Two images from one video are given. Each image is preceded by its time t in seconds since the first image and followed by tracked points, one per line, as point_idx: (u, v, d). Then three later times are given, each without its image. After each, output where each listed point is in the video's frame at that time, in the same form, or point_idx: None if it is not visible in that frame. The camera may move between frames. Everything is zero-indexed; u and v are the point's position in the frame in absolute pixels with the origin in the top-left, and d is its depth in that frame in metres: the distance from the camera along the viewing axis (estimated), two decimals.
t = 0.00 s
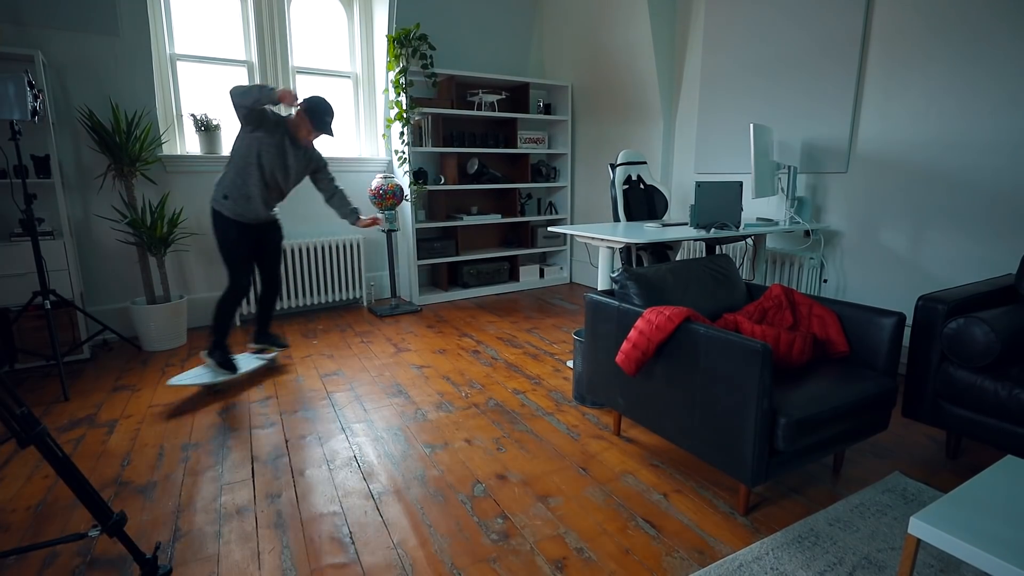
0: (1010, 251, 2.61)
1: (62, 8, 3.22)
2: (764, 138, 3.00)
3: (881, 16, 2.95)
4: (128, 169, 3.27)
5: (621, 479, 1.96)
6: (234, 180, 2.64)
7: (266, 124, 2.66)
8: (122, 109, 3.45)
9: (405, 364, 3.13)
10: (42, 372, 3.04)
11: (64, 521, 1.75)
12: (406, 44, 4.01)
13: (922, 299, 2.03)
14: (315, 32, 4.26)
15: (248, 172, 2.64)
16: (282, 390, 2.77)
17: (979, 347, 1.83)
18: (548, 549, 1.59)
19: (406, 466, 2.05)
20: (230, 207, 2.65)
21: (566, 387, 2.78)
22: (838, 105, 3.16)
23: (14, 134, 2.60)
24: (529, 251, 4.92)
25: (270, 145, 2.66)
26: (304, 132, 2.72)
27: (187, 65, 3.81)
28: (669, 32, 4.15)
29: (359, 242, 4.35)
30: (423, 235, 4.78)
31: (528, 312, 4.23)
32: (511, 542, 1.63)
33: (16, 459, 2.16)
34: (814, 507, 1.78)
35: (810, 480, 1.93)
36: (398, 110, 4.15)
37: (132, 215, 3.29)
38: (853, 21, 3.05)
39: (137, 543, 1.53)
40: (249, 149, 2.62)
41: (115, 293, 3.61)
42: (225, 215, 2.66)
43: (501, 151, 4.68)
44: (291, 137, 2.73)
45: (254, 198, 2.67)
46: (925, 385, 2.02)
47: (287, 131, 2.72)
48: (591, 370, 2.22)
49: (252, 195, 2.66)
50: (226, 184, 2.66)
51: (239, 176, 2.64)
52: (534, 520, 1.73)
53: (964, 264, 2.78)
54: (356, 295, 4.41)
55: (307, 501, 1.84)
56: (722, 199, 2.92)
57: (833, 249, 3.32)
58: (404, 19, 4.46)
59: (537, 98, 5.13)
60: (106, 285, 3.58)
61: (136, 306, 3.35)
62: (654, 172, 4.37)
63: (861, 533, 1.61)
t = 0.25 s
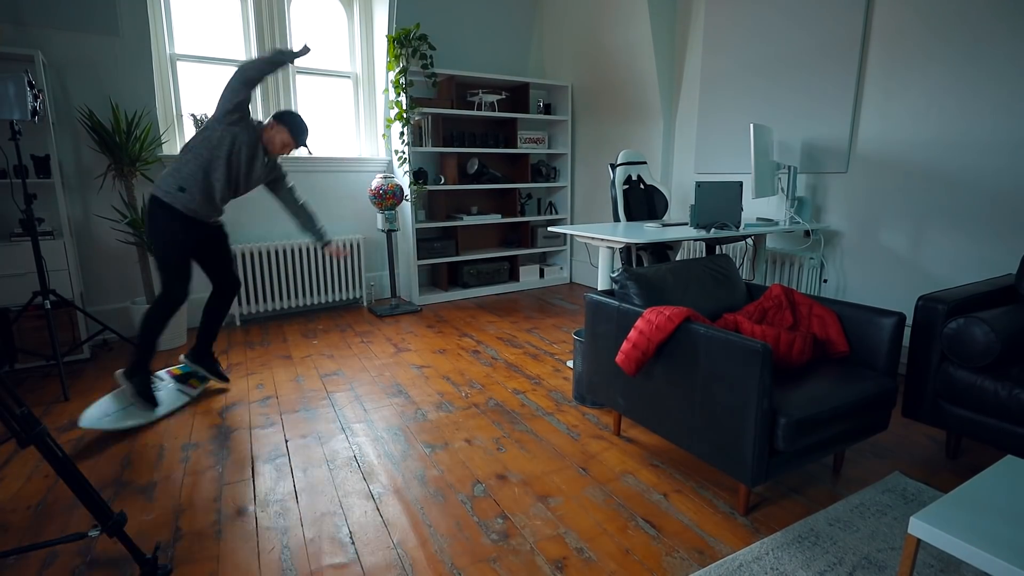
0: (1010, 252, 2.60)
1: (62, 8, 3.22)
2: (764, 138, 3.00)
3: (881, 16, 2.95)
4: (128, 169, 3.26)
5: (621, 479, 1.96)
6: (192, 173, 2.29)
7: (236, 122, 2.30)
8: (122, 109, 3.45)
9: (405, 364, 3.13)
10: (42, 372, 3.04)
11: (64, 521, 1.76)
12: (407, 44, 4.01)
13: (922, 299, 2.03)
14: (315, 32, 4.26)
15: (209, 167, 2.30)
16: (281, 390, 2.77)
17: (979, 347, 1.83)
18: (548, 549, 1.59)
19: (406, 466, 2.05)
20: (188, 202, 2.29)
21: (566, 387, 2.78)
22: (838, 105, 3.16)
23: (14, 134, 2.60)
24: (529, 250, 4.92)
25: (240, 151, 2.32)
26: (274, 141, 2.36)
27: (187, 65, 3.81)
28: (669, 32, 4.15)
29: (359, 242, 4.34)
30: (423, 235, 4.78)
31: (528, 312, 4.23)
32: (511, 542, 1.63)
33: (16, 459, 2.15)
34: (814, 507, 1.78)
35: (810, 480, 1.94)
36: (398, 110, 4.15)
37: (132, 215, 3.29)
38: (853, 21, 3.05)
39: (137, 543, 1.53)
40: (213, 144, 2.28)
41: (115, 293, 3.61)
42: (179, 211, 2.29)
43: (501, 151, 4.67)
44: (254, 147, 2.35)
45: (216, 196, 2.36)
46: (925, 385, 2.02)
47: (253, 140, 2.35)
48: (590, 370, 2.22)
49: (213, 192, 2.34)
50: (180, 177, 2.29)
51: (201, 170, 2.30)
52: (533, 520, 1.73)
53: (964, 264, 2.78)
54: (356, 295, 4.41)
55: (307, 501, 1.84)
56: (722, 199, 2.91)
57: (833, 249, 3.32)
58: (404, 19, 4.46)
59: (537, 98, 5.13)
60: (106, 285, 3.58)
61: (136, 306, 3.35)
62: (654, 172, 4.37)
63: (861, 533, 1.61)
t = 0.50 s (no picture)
0: (1010, 252, 2.60)
1: (62, 8, 3.22)
2: (764, 138, 3.00)
3: (881, 16, 2.95)
4: (128, 170, 3.27)
5: (621, 479, 1.96)
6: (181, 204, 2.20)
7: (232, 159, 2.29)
8: (122, 109, 3.45)
9: (405, 364, 3.13)
10: (42, 372, 3.04)
11: (64, 521, 1.75)
12: (407, 44, 4.01)
13: (922, 299, 2.03)
14: (315, 32, 4.26)
15: (199, 205, 2.24)
16: (281, 391, 2.77)
17: (979, 347, 1.83)
18: (548, 549, 1.59)
19: (406, 466, 2.06)
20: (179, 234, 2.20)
21: (566, 387, 2.78)
22: (838, 106, 3.16)
23: (14, 134, 2.61)
24: (529, 251, 4.92)
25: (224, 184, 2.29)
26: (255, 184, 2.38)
27: (187, 65, 3.81)
28: (669, 32, 4.15)
29: (359, 242, 4.34)
30: (423, 235, 4.78)
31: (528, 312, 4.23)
32: (511, 542, 1.63)
33: (16, 459, 2.15)
34: (814, 507, 1.78)
35: (810, 480, 1.94)
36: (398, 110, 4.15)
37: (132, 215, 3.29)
38: (853, 21, 3.05)
39: (137, 543, 1.53)
40: (206, 177, 2.24)
41: (114, 294, 3.61)
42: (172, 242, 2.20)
43: (501, 151, 4.67)
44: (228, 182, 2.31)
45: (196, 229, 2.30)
46: (926, 385, 2.02)
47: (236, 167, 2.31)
48: (591, 370, 2.22)
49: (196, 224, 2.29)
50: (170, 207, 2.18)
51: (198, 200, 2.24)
52: (533, 520, 1.73)
53: (964, 265, 2.78)
54: (356, 295, 4.41)
55: (307, 501, 1.84)
56: (722, 199, 2.92)
57: (833, 249, 3.32)
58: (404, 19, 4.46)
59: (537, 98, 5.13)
60: (105, 286, 3.58)
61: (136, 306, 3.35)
62: (654, 172, 4.37)
63: (861, 533, 1.61)
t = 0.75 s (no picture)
0: (1010, 252, 2.60)
1: (61, 7, 3.22)
2: (764, 138, 3.00)
3: (881, 15, 2.95)
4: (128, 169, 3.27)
5: (621, 479, 1.96)
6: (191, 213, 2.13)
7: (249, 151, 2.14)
8: (122, 109, 3.45)
9: (405, 364, 3.13)
10: (42, 372, 3.04)
11: (64, 521, 1.76)
12: (406, 44, 4.00)
13: (922, 299, 2.03)
14: (314, 32, 4.25)
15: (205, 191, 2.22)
16: (282, 390, 2.77)
17: (979, 347, 1.83)
18: (548, 549, 1.59)
19: (406, 466, 2.06)
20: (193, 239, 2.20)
21: (566, 387, 2.78)
22: (838, 106, 3.16)
23: (14, 134, 2.61)
24: (529, 250, 4.92)
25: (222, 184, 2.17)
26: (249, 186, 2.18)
27: (187, 65, 3.81)
28: (669, 32, 4.14)
29: (359, 242, 4.34)
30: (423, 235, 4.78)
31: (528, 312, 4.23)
32: (511, 542, 1.63)
33: (17, 459, 2.15)
34: (814, 507, 1.78)
35: (810, 480, 1.94)
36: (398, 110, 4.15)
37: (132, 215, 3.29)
38: (853, 21, 3.04)
39: (137, 543, 1.53)
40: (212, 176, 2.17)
41: (114, 293, 3.61)
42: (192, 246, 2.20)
43: (501, 151, 4.67)
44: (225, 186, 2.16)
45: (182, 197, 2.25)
46: (925, 385, 2.02)
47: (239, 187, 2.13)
48: (591, 370, 2.22)
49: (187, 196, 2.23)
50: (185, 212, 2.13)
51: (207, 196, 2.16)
52: (533, 520, 1.73)
53: (964, 265, 2.77)
54: (356, 295, 4.41)
55: (307, 501, 1.84)
56: (722, 199, 2.91)
57: (833, 249, 3.32)
58: (404, 19, 4.46)
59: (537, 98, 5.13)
60: (106, 285, 3.58)
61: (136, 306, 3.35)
62: (654, 172, 4.37)
63: (861, 533, 1.61)
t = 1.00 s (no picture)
0: (1010, 252, 2.60)
1: (62, 7, 3.22)
2: (764, 138, 3.00)
3: (881, 15, 2.95)
4: (128, 169, 3.27)
5: (621, 479, 1.96)
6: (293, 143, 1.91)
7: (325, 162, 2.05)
8: (122, 109, 3.45)
9: (405, 364, 3.14)
10: (42, 372, 3.04)
11: (64, 521, 1.76)
12: (407, 44, 4.00)
13: (922, 299, 2.03)
14: (314, 32, 4.25)
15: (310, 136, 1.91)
16: (282, 390, 2.77)
17: (979, 347, 1.83)
18: (548, 549, 1.59)
19: (406, 466, 2.05)
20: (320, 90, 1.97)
21: (565, 387, 2.78)
22: (838, 106, 3.16)
23: (14, 134, 2.61)
24: (529, 251, 4.92)
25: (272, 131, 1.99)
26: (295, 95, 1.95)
27: (187, 65, 3.81)
28: (670, 32, 4.14)
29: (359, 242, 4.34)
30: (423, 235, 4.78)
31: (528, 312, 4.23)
32: (511, 542, 1.63)
33: (17, 459, 2.15)
34: (814, 507, 1.78)
35: (810, 480, 1.94)
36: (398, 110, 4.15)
37: (132, 215, 3.29)
38: (853, 21, 3.04)
39: (137, 543, 1.53)
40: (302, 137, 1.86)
41: (114, 293, 3.61)
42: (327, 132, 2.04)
43: (501, 151, 4.67)
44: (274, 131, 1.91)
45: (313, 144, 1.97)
46: (925, 385, 2.02)
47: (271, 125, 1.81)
48: (590, 370, 2.22)
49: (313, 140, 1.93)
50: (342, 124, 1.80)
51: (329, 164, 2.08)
52: (534, 520, 1.73)
53: (964, 265, 2.77)
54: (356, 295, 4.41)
55: (307, 502, 1.84)
56: (722, 199, 2.92)
57: (833, 249, 3.32)
58: (404, 19, 4.46)
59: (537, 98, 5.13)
60: (106, 286, 3.58)
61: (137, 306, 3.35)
62: (654, 173, 4.37)
63: (860, 532, 1.62)
